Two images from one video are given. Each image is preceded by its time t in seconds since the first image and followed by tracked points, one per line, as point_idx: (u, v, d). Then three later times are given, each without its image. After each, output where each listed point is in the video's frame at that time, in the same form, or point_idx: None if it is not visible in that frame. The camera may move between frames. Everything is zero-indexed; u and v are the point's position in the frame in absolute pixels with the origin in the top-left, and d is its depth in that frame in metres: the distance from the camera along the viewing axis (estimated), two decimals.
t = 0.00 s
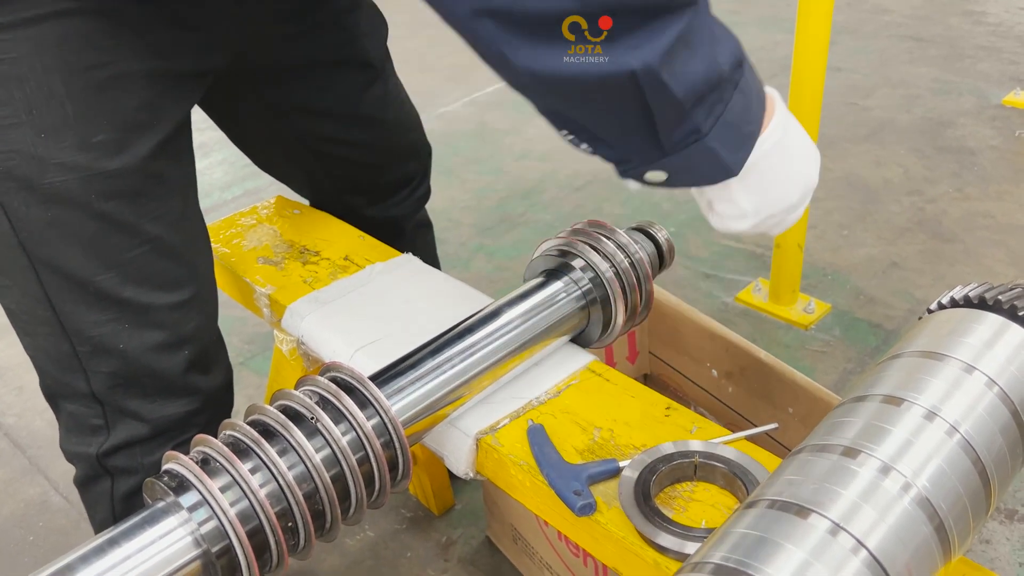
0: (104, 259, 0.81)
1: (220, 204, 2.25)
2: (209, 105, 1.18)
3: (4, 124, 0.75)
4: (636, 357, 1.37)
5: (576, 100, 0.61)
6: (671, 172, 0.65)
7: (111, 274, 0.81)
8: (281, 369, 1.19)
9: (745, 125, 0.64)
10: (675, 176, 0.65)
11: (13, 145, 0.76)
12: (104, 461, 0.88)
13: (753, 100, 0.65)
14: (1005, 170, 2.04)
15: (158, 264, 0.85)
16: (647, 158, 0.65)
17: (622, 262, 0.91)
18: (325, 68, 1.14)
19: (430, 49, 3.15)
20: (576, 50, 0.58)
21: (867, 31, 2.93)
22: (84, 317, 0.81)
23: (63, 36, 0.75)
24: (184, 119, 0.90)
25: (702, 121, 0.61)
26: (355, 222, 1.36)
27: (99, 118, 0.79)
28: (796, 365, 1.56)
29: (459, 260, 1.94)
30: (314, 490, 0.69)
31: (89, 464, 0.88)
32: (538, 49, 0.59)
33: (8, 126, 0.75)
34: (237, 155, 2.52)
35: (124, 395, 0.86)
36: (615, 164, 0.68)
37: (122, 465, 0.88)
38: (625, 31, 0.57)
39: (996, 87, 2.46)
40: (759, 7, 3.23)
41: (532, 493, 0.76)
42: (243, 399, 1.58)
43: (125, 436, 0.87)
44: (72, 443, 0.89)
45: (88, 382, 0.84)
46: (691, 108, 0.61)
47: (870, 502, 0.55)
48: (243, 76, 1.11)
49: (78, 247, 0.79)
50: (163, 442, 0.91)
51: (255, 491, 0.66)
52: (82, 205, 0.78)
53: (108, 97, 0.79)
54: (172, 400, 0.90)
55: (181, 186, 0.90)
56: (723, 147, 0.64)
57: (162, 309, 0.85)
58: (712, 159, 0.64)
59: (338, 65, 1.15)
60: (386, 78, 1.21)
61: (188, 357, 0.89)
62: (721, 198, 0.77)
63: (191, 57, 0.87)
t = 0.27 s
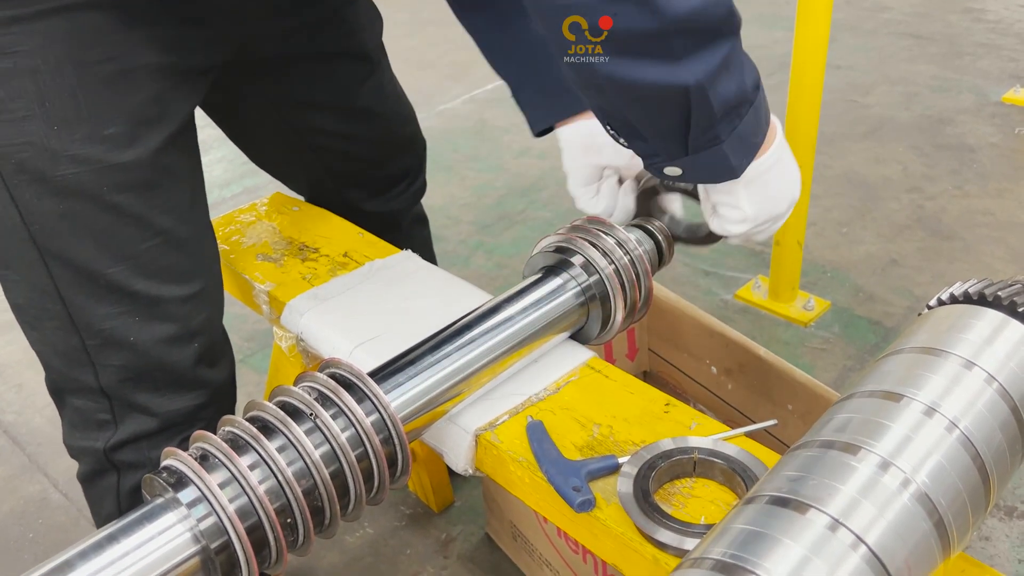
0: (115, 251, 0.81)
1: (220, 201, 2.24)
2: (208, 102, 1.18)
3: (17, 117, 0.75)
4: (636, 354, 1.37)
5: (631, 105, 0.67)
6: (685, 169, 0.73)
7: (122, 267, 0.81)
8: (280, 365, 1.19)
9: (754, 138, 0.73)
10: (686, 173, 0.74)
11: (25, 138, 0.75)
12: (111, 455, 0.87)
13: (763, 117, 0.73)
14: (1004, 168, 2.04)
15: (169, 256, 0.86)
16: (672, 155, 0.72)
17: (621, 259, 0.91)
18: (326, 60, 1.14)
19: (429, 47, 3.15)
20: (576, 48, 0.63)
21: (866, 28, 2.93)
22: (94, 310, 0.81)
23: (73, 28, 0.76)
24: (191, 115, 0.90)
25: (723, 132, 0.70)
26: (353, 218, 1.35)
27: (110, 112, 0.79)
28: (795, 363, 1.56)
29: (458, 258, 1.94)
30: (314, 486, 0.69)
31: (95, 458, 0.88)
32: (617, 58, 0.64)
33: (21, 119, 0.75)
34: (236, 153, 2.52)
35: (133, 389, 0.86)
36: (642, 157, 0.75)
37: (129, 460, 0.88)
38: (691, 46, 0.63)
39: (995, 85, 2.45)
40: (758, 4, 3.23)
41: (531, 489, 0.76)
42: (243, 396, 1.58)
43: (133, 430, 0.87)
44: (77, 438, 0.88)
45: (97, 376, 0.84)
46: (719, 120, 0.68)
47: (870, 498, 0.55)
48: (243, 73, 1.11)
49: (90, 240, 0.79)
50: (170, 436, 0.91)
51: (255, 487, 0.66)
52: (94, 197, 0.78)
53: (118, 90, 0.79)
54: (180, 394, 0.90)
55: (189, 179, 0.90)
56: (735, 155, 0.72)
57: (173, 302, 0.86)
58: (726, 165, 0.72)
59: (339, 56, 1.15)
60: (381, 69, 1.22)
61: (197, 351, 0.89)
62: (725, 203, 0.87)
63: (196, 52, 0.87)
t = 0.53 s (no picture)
0: (121, 246, 0.81)
1: (220, 199, 2.24)
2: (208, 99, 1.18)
3: (25, 112, 0.74)
4: (636, 351, 1.37)
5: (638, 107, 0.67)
6: (678, 190, 0.75)
7: (128, 262, 0.81)
8: (281, 362, 1.19)
9: (745, 164, 0.75)
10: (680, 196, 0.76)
11: (33, 133, 0.75)
12: (115, 452, 0.87)
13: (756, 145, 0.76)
14: (1004, 165, 2.04)
15: (175, 251, 0.86)
16: (669, 173, 0.74)
17: (621, 255, 0.90)
18: (325, 56, 1.14)
19: (429, 44, 3.15)
20: (577, 48, 0.66)
21: (866, 25, 2.93)
22: (99, 305, 0.81)
23: (80, 24, 0.75)
24: (195, 111, 0.90)
25: (720, 150, 0.71)
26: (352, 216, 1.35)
27: (116, 108, 0.79)
28: (795, 359, 1.56)
29: (457, 255, 1.94)
30: (315, 481, 0.69)
31: (99, 455, 0.87)
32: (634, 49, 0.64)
33: (30, 114, 0.75)
34: (236, 150, 2.52)
35: (138, 385, 0.86)
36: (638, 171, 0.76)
37: (133, 456, 0.88)
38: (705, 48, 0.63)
39: (995, 82, 2.45)
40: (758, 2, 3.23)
41: (532, 485, 0.76)
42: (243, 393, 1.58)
43: (137, 426, 0.86)
44: (80, 434, 0.88)
45: (102, 371, 0.84)
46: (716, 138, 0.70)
47: (870, 493, 0.55)
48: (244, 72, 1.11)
49: (97, 235, 0.79)
50: (175, 432, 0.91)
51: (256, 482, 0.66)
52: (100, 192, 0.78)
53: (124, 86, 0.80)
54: (183, 390, 0.90)
55: (193, 175, 0.90)
56: (728, 178, 0.74)
57: (178, 297, 0.86)
58: (718, 187, 0.74)
59: (338, 52, 1.15)
60: (379, 66, 1.22)
61: (201, 347, 0.89)
62: (701, 242, 0.85)
63: (200, 49, 0.88)
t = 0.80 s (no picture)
0: (120, 245, 0.81)
1: (220, 197, 2.24)
2: (208, 97, 1.18)
3: (24, 111, 0.74)
4: (636, 349, 1.37)
5: (633, 120, 0.65)
6: (672, 205, 0.73)
7: (127, 261, 0.81)
8: (281, 359, 1.19)
9: (739, 176, 0.73)
10: (675, 210, 0.74)
11: (33, 132, 0.75)
12: (114, 450, 0.87)
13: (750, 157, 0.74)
14: (1004, 163, 2.05)
15: (174, 251, 0.86)
16: (663, 187, 0.72)
17: (622, 253, 0.90)
18: (326, 57, 1.13)
19: (429, 42, 3.15)
20: (580, 47, 0.63)
21: (866, 23, 2.93)
22: (98, 304, 0.81)
23: (80, 23, 0.75)
24: (194, 109, 0.90)
25: (714, 162, 0.70)
26: (353, 215, 1.35)
27: (115, 107, 0.79)
28: (795, 358, 1.56)
29: (458, 253, 1.94)
30: (316, 479, 0.69)
31: (98, 453, 0.87)
32: (630, 60, 0.62)
33: (29, 113, 0.74)
34: (236, 148, 2.52)
35: (137, 383, 0.86)
36: (631, 185, 0.74)
37: (133, 454, 0.88)
38: (700, 59, 0.61)
39: (995, 80, 2.45)
40: None
41: (533, 483, 0.76)
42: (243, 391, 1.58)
43: (137, 425, 0.86)
44: (80, 432, 0.88)
45: (101, 370, 0.84)
46: (710, 150, 0.68)
47: (871, 490, 0.55)
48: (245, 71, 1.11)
49: (96, 234, 0.79)
50: (175, 430, 0.91)
51: (257, 480, 0.66)
52: (100, 191, 0.78)
53: (124, 85, 0.80)
54: (184, 388, 0.90)
55: (193, 173, 0.90)
56: (722, 192, 0.72)
57: (177, 296, 0.86)
58: (713, 201, 0.72)
59: (339, 51, 1.14)
60: (381, 65, 1.22)
61: (201, 345, 0.89)
62: (686, 250, 0.85)
63: (200, 47, 0.88)
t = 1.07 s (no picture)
0: (118, 244, 0.81)
1: (220, 196, 2.24)
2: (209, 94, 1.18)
3: (21, 110, 0.75)
4: (636, 347, 1.37)
5: (619, 129, 0.65)
6: (665, 208, 0.73)
7: (124, 260, 0.81)
8: (282, 358, 1.19)
9: (734, 179, 0.73)
10: (668, 213, 0.73)
11: (29, 131, 0.75)
12: (114, 448, 0.87)
13: (746, 159, 0.74)
14: (1004, 162, 2.04)
15: (171, 250, 0.86)
16: (654, 191, 0.72)
17: (622, 251, 0.90)
18: (327, 56, 1.13)
19: (429, 41, 3.15)
20: (579, 47, 0.61)
21: (867, 22, 2.93)
22: (96, 303, 0.81)
23: (77, 22, 0.76)
24: (194, 108, 0.91)
25: (706, 166, 0.69)
26: (354, 212, 1.36)
27: (113, 106, 0.79)
28: (796, 356, 1.56)
29: (458, 252, 1.94)
30: (316, 477, 0.69)
31: (98, 452, 0.87)
32: (613, 70, 0.61)
33: (26, 112, 0.75)
34: (237, 147, 2.52)
35: (136, 381, 0.86)
36: (623, 189, 0.74)
37: (132, 452, 0.88)
38: (685, 68, 0.62)
39: (996, 79, 2.45)
40: None
41: (533, 481, 0.76)
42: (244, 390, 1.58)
43: (136, 423, 0.86)
44: (80, 430, 0.88)
45: (100, 369, 0.84)
46: (700, 155, 0.68)
47: (871, 488, 0.55)
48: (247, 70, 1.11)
49: (93, 233, 0.79)
50: (174, 428, 0.91)
51: (258, 477, 0.66)
52: (97, 190, 0.78)
53: (122, 83, 0.80)
54: (183, 387, 0.90)
55: (192, 172, 0.90)
56: (716, 194, 0.72)
57: (175, 296, 0.86)
58: (706, 204, 0.72)
59: (341, 51, 1.14)
60: (385, 64, 1.22)
61: (199, 344, 0.89)
62: (681, 248, 0.85)
63: (199, 46, 0.88)
